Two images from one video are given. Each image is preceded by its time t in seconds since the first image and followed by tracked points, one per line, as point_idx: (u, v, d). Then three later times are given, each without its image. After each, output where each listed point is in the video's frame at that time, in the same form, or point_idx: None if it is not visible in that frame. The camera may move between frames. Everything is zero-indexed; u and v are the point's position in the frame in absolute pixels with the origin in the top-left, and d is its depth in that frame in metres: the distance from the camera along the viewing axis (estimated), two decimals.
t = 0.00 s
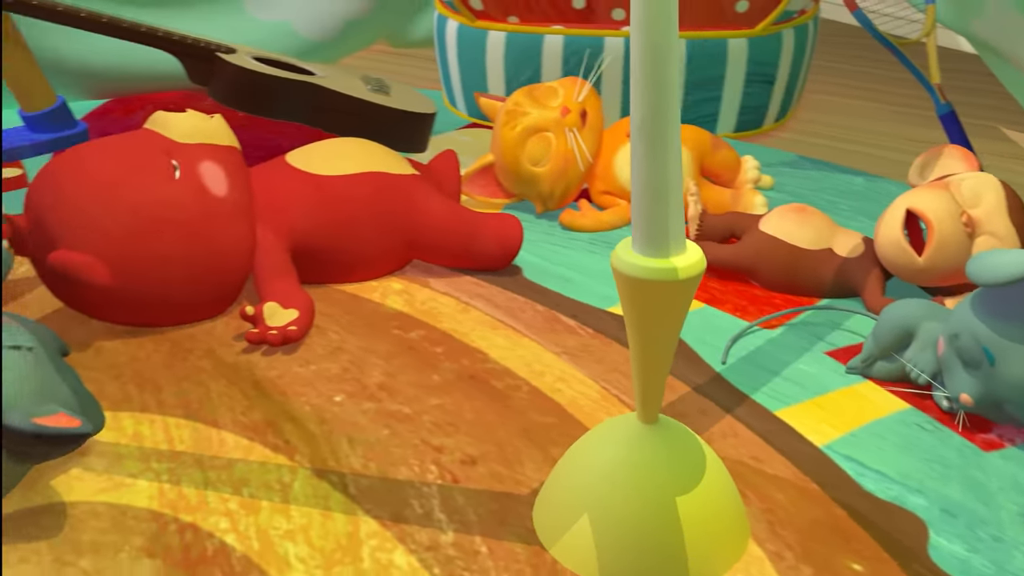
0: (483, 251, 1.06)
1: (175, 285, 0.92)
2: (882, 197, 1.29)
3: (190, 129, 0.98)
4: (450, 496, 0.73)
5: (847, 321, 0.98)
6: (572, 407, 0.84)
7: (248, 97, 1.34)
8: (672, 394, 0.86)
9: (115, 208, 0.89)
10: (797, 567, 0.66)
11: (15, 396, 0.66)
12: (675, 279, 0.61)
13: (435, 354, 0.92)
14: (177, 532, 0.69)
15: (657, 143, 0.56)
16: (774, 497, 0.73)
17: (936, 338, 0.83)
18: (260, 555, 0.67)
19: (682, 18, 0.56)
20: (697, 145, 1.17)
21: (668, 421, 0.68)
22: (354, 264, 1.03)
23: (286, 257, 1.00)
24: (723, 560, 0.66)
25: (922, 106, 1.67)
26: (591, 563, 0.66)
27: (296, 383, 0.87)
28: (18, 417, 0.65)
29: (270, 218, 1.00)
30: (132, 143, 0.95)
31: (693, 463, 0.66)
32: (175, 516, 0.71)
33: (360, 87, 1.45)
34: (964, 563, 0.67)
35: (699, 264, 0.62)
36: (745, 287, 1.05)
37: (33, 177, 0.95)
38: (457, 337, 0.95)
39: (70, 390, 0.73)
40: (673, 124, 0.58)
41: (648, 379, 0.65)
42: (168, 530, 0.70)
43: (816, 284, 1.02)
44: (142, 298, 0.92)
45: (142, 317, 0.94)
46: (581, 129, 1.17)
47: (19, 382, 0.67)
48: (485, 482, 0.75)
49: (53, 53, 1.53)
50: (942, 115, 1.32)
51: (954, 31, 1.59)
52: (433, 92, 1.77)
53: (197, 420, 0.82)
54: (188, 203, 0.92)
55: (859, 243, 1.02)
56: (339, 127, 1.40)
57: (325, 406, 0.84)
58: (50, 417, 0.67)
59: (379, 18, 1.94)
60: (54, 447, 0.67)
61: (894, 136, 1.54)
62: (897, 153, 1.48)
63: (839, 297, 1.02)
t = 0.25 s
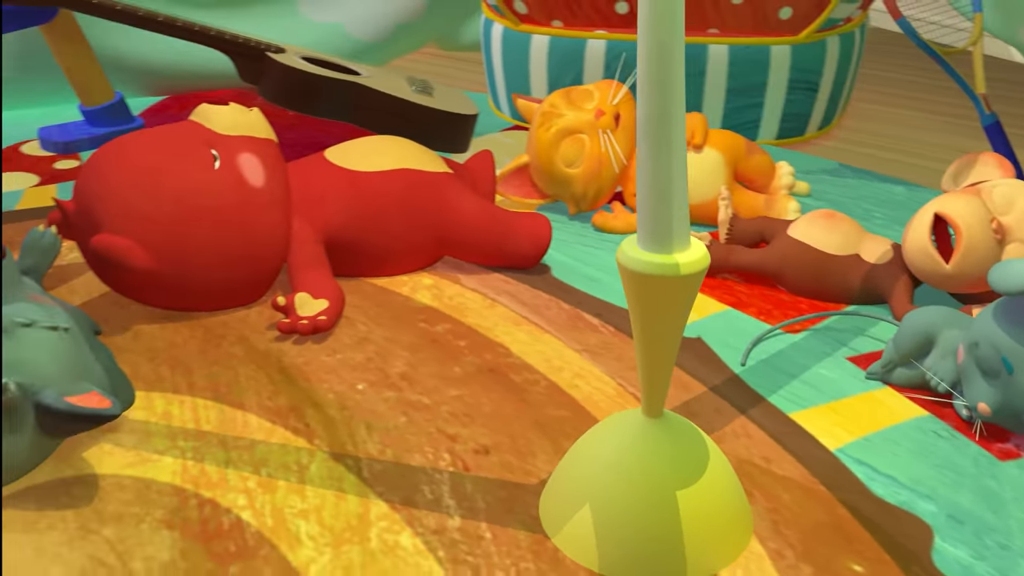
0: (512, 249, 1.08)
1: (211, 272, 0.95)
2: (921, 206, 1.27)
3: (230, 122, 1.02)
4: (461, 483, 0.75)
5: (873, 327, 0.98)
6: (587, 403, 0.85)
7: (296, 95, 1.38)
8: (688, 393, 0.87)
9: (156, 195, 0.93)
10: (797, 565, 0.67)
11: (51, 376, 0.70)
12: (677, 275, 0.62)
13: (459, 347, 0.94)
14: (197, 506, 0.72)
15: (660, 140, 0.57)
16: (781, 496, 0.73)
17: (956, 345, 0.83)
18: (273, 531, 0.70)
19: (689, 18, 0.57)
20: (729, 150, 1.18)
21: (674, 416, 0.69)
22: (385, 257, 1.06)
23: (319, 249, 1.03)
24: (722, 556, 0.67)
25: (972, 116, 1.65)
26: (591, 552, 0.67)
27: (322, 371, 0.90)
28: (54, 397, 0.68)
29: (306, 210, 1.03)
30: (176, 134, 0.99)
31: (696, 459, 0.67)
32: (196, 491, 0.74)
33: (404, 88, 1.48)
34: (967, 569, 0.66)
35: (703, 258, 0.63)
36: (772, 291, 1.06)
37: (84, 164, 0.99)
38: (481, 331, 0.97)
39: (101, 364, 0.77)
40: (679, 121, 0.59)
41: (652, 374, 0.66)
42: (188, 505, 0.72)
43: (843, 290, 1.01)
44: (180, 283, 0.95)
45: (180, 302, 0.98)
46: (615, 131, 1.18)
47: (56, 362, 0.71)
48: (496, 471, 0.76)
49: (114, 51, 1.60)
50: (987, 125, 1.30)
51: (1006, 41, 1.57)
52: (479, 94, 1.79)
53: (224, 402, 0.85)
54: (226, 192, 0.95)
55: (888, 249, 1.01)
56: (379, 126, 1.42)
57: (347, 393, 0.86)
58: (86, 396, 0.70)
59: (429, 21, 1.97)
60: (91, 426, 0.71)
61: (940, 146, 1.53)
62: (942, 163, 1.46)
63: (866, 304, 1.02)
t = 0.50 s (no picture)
0: (540, 246, 1.10)
1: (246, 260, 0.99)
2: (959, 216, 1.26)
3: (271, 116, 1.05)
4: (470, 468, 0.77)
5: (895, 332, 0.98)
6: (601, 396, 0.87)
7: (346, 94, 1.42)
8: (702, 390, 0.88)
9: (196, 185, 0.97)
10: (791, 559, 0.68)
11: (87, 353, 0.73)
12: (676, 268, 0.63)
13: (481, 339, 0.96)
14: (217, 479, 0.76)
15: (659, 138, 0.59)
16: (783, 493, 0.74)
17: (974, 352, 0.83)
18: (286, 506, 0.73)
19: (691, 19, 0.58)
20: (759, 154, 1.19)
21: (675, 408, 0.71)
22: (415, 251, 1.09)
23: (352, 241, 1.06)
24: (718, 546, 0.68)
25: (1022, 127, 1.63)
26: (589, 537, 0.68)
27: (347, 357, 0.93)
28: (86, 370, 0.71)
29: (340, 203, 1.06)
30: (219, 127, 1.03)
31: (695, 451, 0.68)
32: (217, 465, 0.77)
33: (446, 88, 1.51)
34: (964, 570, 0.67)
35: (703, 252, 0.64)
36: (796, 295, 1.06)
37: (132, 154, 1.04)
38: (504, 325, 0.99)
39: (134, 344, 0.81)
40: (680, 120, 0.61)
41: (654, 364, 0.68)
42: (208, 478, 0.76)
43: (868, 294, 1.01)
44: (216, 270, 0.99)
45: (217, 288, 1.02)
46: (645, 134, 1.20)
47: (93, 340, 0.74)
48: (506, 458, 0.79)
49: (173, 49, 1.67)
50: None
51: None
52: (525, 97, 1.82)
53: (251, 384, 0.89)
54: (263, 184, 0.99)
55: (915, 256, 1.01)
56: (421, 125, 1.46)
57: (369, 379, 0.89)
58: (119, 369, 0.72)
59: (482, 24, 1.99)
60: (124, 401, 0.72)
61: (986, 157, 1.51)
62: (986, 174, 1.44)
63: (891, 310, 1.02)
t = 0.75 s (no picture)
0: (567, 243, 1.12)
1: (280, 249, 1.03)
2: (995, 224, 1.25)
3: (309, 112, 1.10)
4: (479, 451, 0.80)
5: (915, 337, 0.98)
6: (613, 388, 0.89)
7: (390, 93, 1.46)
8: (714, 386, 0.89)
9: (236, 175, 1.01)
10: (784, 549, 0.69)
11: (119, 320, 0.79)
12: (673, 259, 0.65)
13: (502, 330, 0.99)
14: (238, 452, 0.79)
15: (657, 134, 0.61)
16: (783, 486, 0.75)
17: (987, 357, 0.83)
18: (300, 479, 0.76)
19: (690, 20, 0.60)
20: (790, 157, 1.19)
21: (675, 398, 0.73)
22: (445, 245, 1.12)
23: (383, 233, 1.10)
24: (712, 533, 0.69)
25: None
26: (586, 519, 0.70)
27: (371, 343, 0.97)
28: (118, 337, 0.77)
29: (373, 197, 1.10)
30: (259, 121, 1.07)
31: (692, 440, 0.70)
32: (240, 439, 0.81)
33: (491, 90, 1.54)
34: (955, 567, 0.67)
35: (701, 243, 0.66)
36: (819, 297, 1.07)
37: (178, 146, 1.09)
38: (526, 318, 1.01)
39: (166, 314, 0.87)
40: (679, 117, 0.63)
41: (654, 353, 0.70)
42: (230, 450, 0.80)
43: (890, 298, 1.01)
44: (252, 258, 1.04)
45: (253, 275, 1.06)
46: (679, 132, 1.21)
47: (125, 309, 0.80)
48: (515, 443, 0.81)
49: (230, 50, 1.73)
50: None
51: None
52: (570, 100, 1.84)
53: (278, 365, 0.92)
54: (298, 176, 1.03)
55: (939, 262, 1.00)
56: (458, 125, 1.46)
57: (390, 365, 0.92)
58: (147, 339, 0.79)
59: (530, 28, 2.04)
60: (151, 368, 0.80)
61: None
62: None
63: (913, 315, 1.02)
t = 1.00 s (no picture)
0: (593, 240, 1.15)
1: (314, 238, 1.07)
2: None
3: (346, 106, 1.15)
4: (490, 432, 0.83)
5: (933, 339, 0.98)
6: (625, 378, 0.91)
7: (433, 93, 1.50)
8: (725, 379, 0.91)
9: (274, 167, 1.06)
10: (776, 535, 0.71)
11: (154, 296, 0.85)
12: (671, 249, 0.68)
13: (523, 321, 1.02)
14: (261, 425, 0.84)
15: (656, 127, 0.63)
16: (782, 476, 0.77)
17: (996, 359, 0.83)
18: (317, 452, 0.80)
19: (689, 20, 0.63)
20: (820, 160, 1.20)
21: (678, 385, 0.75)
22: (475, 238, 1.15)
23: (415, 226, 1.13)
24: (707, 516, 0.71)
25: None
26: (584, 499, 0.73)
27: (396, 329, 1.00)
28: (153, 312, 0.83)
29: (407, 191, 1.14)
30: (299, 117, 1.12)
31: (689, 426, 0.72)
32: (263, 414, 0.85)
33: (532, 93, 1.56)
34: (944, 559, 0.68)
35: (700, 235, 0.69)
36: (841, 298, 1.07)
37: (222, 140, 1.14)
38: (548, 310, 1.04)
39: (200, 295, 0.92)
40: (679, 113, 0.65)
41: (655, 340, 0.72)
42: (254, 423, 0.84)
43: (910, 301, 1.02)
44: (287, 246, 1.08)
45: (288, 264, 1.11)
46: (710, 135, 1.23)
47: (160, 285, 0.86)
48: (525, 426, 0.84)
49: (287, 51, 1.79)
50: None
51: None
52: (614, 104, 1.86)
53: (305, 347, 0.97)
54: (334, 169, 1.07)
55: (961, 268, 1.00)
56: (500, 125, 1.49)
57: (413, 350, 0.96)
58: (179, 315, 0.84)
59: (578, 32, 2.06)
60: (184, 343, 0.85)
61: None
62: None
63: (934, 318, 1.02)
